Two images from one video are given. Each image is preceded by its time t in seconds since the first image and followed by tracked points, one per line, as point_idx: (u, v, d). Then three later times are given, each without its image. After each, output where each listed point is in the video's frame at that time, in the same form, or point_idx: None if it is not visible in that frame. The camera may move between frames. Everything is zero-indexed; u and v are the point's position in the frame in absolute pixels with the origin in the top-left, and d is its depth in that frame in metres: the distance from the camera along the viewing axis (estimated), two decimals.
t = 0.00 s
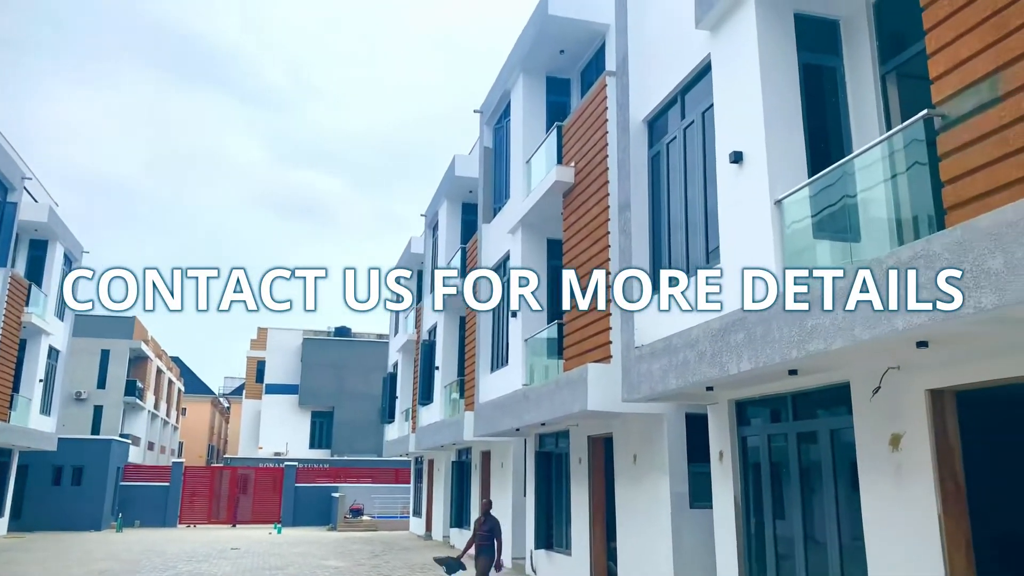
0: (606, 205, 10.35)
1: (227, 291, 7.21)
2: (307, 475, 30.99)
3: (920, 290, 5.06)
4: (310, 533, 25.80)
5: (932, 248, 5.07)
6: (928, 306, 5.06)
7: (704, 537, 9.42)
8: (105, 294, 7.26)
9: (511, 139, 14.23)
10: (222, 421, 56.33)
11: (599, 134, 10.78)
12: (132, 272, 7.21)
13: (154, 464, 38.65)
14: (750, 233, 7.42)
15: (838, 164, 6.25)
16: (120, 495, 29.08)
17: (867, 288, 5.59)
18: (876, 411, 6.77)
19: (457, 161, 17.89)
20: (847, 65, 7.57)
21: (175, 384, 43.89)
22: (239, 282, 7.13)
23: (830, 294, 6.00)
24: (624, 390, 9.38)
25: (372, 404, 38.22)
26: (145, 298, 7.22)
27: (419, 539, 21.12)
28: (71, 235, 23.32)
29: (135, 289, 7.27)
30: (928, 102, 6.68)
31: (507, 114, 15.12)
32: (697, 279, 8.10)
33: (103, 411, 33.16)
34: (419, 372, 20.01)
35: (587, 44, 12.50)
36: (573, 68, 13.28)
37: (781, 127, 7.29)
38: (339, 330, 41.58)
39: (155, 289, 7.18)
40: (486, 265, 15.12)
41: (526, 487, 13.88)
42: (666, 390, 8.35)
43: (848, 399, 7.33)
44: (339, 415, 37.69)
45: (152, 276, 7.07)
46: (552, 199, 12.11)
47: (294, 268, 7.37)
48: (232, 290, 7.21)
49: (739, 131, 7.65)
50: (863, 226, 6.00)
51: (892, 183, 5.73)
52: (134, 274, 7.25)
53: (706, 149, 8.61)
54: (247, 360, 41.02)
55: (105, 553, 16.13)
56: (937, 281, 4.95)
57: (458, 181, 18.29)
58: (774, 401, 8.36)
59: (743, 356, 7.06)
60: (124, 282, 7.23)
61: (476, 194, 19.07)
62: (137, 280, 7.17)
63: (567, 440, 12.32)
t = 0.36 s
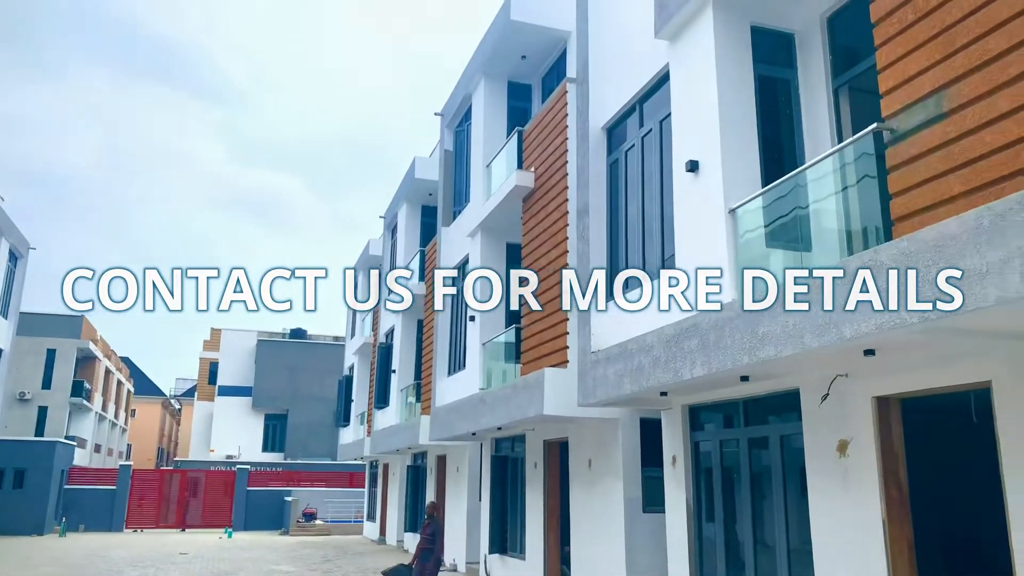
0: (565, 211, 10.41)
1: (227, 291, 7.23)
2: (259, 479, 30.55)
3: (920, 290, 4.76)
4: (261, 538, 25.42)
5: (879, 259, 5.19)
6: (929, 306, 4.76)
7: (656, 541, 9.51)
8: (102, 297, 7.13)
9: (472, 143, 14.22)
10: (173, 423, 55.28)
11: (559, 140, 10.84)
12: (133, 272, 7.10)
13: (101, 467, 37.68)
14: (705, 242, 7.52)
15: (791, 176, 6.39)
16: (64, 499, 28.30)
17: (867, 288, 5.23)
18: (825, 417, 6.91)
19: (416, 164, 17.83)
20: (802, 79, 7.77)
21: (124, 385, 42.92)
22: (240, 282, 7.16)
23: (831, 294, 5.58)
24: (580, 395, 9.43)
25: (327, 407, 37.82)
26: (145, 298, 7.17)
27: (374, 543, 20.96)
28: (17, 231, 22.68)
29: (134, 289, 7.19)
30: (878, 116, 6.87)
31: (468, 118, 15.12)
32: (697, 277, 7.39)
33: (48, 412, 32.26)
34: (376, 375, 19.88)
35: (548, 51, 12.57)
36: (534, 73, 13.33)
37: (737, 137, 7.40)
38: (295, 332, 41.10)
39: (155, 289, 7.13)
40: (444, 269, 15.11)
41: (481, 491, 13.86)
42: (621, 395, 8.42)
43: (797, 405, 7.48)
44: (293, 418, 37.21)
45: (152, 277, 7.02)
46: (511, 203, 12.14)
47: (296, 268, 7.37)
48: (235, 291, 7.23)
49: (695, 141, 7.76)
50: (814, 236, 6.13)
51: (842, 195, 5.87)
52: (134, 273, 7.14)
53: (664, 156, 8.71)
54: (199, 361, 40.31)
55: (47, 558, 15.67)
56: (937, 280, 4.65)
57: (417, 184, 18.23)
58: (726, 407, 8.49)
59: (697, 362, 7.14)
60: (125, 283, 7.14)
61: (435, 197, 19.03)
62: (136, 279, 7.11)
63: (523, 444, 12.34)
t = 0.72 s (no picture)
0: (515, 217, 10.44)
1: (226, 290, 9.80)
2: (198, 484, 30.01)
3: (918, 289, 4.49)
4: (199, 545, 24.86)
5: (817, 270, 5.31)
6: (927, 306, 4.49)
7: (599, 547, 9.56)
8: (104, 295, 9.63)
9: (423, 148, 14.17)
10: (108, 427, 53.68)
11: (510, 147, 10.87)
12: (133, 275, 9.65)
13: (31, 471, 36.41)
14: (652, 250, 7.60)
15: (734, 189, 6.52)
16: None
17: (867, 287, 4.84)
18: (764, 425, 7.05)
19: (366, 167, 17.69)
20: (747, 95, 7.97)
21: (57, 387, 41.53)
22: (236, 283, 9.72)
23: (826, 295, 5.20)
24: (526, 401, 9.44)
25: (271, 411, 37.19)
26: (143, 298, 9.87)
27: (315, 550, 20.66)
28: None
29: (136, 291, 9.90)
30: (819, 132, 7.06)
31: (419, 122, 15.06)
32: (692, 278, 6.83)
33: None
34: (321, 379, 19.63)
35: (500, 57, 12.62)
36: (487, 79, 13.36)
37: (685, 147, 7.51)
38: (239, 334, 40.35)
39: (154, 289, 9.80)
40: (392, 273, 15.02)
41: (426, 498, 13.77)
42: (566, 402, 8.45)
43: (738, 413, 7.61)
44: (234, 422, 36.50)
45: (154, 278, 9.67)
46: (461, 209, 12.12)
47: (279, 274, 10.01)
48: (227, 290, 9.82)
49: (643, 152, 7.86)
50: (757, 247, 6.26)
51: (784, 209, 6.01)
52: (134, 277, 9.68)
53: (612, 165, 8.80)
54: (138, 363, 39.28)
55: None
56: (935, 279, 4.41)
57: (367, 186, 18.08)
58: (669, 414, 8.61)
59: (641, 369, 7.23)
60: (126, 283, 9.65)
61: (385, 201, 18.91)
62: (137, 281, 9.68)
63: (469, 450, 12.31)
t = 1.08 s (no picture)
0: (466, 222, 10.42)
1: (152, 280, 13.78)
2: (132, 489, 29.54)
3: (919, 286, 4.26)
4: (133, 552, 24.14)
5: (773, 278, 5.30)
6: (926, 304, 4.25)
7: (542, 554, 9.57)
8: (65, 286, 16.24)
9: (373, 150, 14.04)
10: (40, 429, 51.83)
11: (461, 152, 10.86)
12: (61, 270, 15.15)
13: None
14: (601, 258, 7.65)
15: (680, 201, 6.63)
16: None
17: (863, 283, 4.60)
18: (705, 432, 7.16)
19: (315, 168, 17.46)
20: (695, 108, 8.08)
21: None
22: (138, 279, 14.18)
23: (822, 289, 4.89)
24: (472, 407, 9.42)
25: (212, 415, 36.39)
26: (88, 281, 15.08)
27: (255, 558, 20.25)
28: None
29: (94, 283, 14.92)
30: (764, 147, 7.22)
31: (370, 124, 14.93)
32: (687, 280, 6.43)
33: None
34: (264, 382, 19.26)
35: (454, 62, 12.59)
36: (440, 84, 13.32)
37: (634, 157, 7.60)
38: (181, 335, 39.40)
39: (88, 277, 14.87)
40: (340, 276, 14.86)
41: (369, 504, 13.59)
42: (512, 409, 8.47)
43: (681, 421, 7.70)
44: (174, 426, 35.60)
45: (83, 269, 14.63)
46: (411, 213, 12.04)
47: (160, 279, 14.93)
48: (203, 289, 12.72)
49: (593, 160, 7.92)
50: (701, 258, 6.36)
51: (728, 222, 6.12)
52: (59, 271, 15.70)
53: (563, 173, 8.85)
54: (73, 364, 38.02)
55: None
56: (935, 276, 4.19)
57: (316, 187, 17.82)
58: (614, 421, 8.68)
59: (586, 376, 7.27)
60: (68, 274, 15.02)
61: (334, 202, 18.68)
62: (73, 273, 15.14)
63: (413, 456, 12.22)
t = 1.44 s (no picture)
0: (404, 225, 10.34)
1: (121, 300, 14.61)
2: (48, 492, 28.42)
3: (842, 301, 4.41)
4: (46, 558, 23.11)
5: (705, 289, 5.39)
6: (848, 319, 4.39)
7: (472, 561, 9.53)
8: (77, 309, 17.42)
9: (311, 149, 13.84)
10: None
11: (402, 154, 10.78)
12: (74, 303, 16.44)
13: None
14: (538, 265, 7.69)
15: (617, 211, 6.71)
16: None
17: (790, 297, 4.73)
18: (635, 440, 7.26)
19: (250, 165, 17.08)
20: (634, 119, 8.21)
21: None
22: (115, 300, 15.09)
23: (751, 301, 5.00)
24: (405, 413, 9.35)
25: (135, 417, 35.21)
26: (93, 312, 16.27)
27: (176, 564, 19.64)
28: None
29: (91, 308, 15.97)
30: (699, 161, 7.38)
31: (309, 122, 14.71)
32: (622, 289, 6.51)
33: None
34: (191, 384, 18.73)
35: (396, 64, 12.52)
36: (381, 84, 13.22)
37: (574, 165, 7.66)
38: (105, 333, 38.03)
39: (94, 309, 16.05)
40: (273, 276, 14.59)
41: (297, 510, 13.34)
42: (446, 414, 8.42)
43: (612, 429, 7.79)
44: (93, 427, 34.31)
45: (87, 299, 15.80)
46: (348, 214, 11.90)
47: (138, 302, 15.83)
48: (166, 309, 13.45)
49: (533, 168, 7.96)
50: (636, 269, 6.44)
51: (663, 234, 6.22)
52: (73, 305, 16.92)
53: (503, 179, 8.86)
54: None
55: None
56: (857, 293, 4.34)
57: (251, 185, 17.44)
58: (547, 428, 8.72)
59: (521, 383, 7.29)
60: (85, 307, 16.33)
61: (269, 201, 18.33)
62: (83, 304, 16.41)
63: (344, 461, 12.05)
